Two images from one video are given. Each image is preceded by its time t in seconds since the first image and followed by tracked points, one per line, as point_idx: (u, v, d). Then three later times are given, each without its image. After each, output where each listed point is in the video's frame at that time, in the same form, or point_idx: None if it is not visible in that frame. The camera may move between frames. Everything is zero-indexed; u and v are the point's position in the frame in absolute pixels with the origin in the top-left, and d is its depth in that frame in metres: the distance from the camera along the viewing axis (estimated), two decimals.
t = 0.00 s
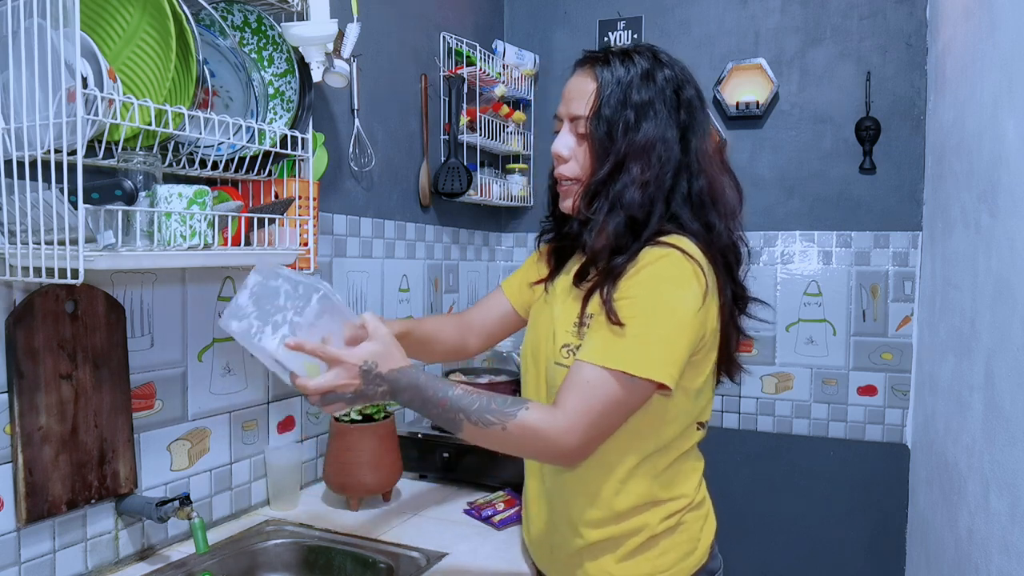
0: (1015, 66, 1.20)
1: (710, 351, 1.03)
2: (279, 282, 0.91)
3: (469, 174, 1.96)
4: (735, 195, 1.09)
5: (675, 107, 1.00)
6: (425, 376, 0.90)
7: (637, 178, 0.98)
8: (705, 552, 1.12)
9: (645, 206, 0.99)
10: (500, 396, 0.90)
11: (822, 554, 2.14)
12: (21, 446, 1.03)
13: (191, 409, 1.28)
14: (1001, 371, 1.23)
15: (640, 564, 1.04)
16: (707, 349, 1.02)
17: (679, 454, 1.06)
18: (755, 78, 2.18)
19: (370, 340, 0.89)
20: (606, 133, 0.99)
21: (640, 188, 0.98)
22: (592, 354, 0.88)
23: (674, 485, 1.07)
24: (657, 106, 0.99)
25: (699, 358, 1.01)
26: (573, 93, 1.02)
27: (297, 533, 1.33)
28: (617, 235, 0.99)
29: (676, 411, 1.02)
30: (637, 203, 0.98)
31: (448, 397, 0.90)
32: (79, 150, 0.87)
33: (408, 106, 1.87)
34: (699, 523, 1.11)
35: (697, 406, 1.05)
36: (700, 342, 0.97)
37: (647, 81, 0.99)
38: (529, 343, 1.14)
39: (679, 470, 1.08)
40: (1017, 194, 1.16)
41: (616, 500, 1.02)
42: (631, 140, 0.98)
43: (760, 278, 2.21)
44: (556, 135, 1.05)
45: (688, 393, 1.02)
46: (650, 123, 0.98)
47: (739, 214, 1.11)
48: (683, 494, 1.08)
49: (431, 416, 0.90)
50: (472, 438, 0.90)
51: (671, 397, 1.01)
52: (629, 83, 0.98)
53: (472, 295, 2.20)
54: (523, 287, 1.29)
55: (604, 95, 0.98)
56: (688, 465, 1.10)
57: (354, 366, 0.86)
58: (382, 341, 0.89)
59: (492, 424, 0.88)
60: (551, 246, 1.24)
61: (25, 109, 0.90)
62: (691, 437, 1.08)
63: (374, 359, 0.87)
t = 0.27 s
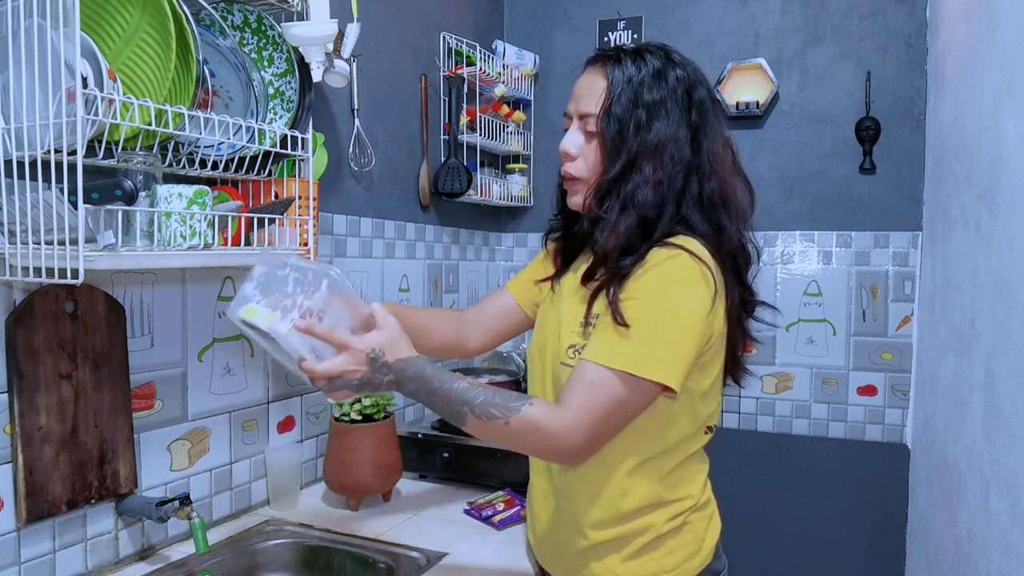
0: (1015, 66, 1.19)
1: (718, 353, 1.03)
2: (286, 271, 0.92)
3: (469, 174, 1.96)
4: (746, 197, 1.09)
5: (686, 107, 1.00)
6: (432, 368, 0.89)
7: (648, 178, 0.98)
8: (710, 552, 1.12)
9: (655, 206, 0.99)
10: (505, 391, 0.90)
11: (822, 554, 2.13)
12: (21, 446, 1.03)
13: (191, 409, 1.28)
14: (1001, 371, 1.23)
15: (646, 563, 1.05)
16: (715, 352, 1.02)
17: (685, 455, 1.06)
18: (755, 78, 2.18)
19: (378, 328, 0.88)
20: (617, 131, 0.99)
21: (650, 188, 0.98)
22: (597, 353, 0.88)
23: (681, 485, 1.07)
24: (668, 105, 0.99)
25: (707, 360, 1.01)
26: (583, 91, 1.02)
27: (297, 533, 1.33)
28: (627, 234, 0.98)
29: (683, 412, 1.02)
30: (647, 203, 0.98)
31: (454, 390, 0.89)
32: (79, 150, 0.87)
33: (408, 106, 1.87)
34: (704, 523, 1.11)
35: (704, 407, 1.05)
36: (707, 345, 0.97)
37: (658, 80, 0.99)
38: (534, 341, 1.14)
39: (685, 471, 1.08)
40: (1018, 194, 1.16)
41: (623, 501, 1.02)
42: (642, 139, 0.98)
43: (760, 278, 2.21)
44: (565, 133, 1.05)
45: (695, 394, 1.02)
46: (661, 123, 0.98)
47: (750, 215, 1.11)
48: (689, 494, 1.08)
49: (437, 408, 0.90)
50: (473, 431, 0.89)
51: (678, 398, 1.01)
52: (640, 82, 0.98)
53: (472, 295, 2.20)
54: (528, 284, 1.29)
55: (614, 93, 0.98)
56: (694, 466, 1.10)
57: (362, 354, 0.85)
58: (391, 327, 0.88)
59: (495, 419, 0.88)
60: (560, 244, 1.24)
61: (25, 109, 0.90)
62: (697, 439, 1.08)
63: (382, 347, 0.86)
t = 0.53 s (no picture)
0: (1015, 66, 1.19)
1: (724, 358, 1.03)
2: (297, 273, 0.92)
3: (469, 174, 1.96)
4: (755, 198, 1.09)
5: (693, 109, 1.00)
6: (437, 370, 0.89)
7: (655, 182, 0.98)
8: (710, 552, 1.12)
9: (662, 210, 0.99)
10: (510, 393, 0.90)
11: (822, 554, 2.13)
12: (21, 446, 1.03)
13: (191, 409, 1.28)
14: (1001, 371, 1.23)
15: (647, 563, 1.04)
16: (721, 356, 1.02)
17: (688, 457, 1.06)
18: (755, 78, 2.18)
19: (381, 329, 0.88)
20: (624, 135, 0.98)
21: (657, 192, 0.98)
22: (604, 356, 0.88)
23: (682, 486, 1.07)
24: (675, 108, 0.99)
25: (713, 365, 1.01)
26: (589, 95, 1.02)
27: (297, 533, 1.33)
28: (635, 239, 0.98)
29: (688, 415, 1.02)
30: (654, 207, 0.98)
31: (459, 392, 0.89)
32: (78, 150, 0.87)
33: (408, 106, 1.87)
34: (704, 523, 1.11)
35: (709, 410, 1.05)
36: (713, 351, 0.97)
37: (664, 82, 0.99)
38: (537, 341, 1.14)
39: (688, 472, 1.08)
40: (1018, 195, 1.16)
41: (625, 501, 1.02)
42: (649, 143, 0.98)
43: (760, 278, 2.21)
44: (572, 137, 1.05)
45: (700, 399, 1.02)
46: (668, 126, 0.98)
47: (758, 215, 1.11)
48: (690, 495, 1.08)
49: (441, 410, 0.90)
50: (478, 432, 0.89)
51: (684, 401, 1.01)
52: (646, 84, 0.98)
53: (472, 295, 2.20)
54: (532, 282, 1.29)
55: (621, 96, 0.98)
56: (696, 467, 1.10)
57: (365, 355, 0.85)
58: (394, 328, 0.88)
59: (500, 421, 0.88)
60: (564, 242, 1.24)
61: (25, 109, 0.90)
62: (701, 442, 1.08)
63: (385, 348, 0.86)
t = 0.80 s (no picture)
0: (1015, 66, 1.19)
1: (724, 357, 1.02)
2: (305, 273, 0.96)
3: (469, 174, 1.96)
4: (755, 197, 1.08)
5: (692, 109, 1.00)
6: (436, 367, 0.89)
7: (655, 182, 0.98)
8: (709, 553, 1.12)
9: (661, 210, 0.99)
10: (508, 391, 0.90)
11: (822, 554, 2.13)
12: (21, 446, 1.03)
13: (191, 409, 1.28)
14: (1001, 371, 1.22)
15: (645, 562, 1.04)
16: (722, 355, 1.01)
17: (689, 457, 1.06)
18: (755, 78, 2.18)
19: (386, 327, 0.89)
20: (623, 137, 0.98)
21: (657, 192, 0.98)
22: (601, 355, 0.88)
23: (681, 486, 1.07)
24: (673, 108, 0.98)
25: (713, 365, 1.01)
26: (589, 97, 1.02)
27: (298, 533, 1.33)
28: (634, 239, 0.98)
29: (687, 414, 1.02)
30: (654, 208, 0.98)
31: (457, 389, 0.89)
32: (79, 150, 0.87)
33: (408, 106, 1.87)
34: (704, 524, 1.11)
35: (709, 410, 1.05)
36: (712, 350, 0.97)
37: (663, 83, 0.99)
38: (541, 341, 1.14)
39: (687, 472, 1.07)
40: (1018, 195, 1.16)
41: (624, 499, 1.02)
42: (647, 143, 0.98)
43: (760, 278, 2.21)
44: (573, 139, 1.05)
45: (700, 399, 1.02)
46: (667, 127, 0.98)
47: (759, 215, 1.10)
48: (690, 496, 1.08)
49: (439, 407, 0.90)
50: (476, 431, 0.90)
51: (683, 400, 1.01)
52: (644, 85, 0.98)
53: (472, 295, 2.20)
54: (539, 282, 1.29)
55: (620, 97, 0.98)
56: (696, 468, 1.10)
57: (369, 351, 0.86)
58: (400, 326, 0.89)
59: (497, 418, 0.88)
60: (568, 243, 1.24)
61: (25, 108, 0.90)
62: (701, 442, 1.07)
63: (389, 346, 0.87)
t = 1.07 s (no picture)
0: (1015, 66, 1.19)
1: (726, 358, 1.02)
2: (302, 298, 0.95)
3: (469, 174, 1.96)
4: (755, 197, 1.08)
5: (691, 109, 1.00)
6: (434, 382, 0.90)
7: (652, 182, 0.98)
8: (707, 554, 1.12)
9: (659, 210, 0.99)
10: (507, 399, 0.91)
11: (822, 554, 2.13)
12: (21, 446, 1.03)
13: (191, 409, 1.28)
14: (1001, 371, 1.22)
15: (644, 563, 1.04)
16: (724, 356, 1.01)
17: (689, 458, 1.06)
18: (755, 78, 2.18)
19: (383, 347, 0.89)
20: (621, 137, 0.99)
21: (654, 192, 0.98)
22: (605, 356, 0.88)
23: (681, 487, 1.07)
24: (672, 109, 0.98)
25: (716, 365, 1.01)
26: (589, 97, 1.03)
27: (297, 533, 1.33)
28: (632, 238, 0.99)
29: (689, 415, 1.02)
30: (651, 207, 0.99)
31: (456, 402, 0.89)
32: (78, 150, 0.87)
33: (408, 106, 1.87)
34: (703, 524, 1.11)
35: (710, 411, 1.05)
36: (715, 350, 0.97)
37: (662, 83, 0.99)
38: (542, 341, 1.14)
39: (687, 473, 1.08)
40: (1018, 194, 1.16)
41: (623, 500, 1.02)
42: (645, 143, 0.98)
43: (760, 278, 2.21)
44: (572, 139, 1.05)
45: (702, 400, 1.02)
46: (665, 127, 0.98)
47: (760, 215, 1.10)
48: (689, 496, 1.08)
49: (440, 422, 0.90)
50: (479, 439, 0.90)
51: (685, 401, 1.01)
52: (643, 85, 0.98)
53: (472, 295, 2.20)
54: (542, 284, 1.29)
55: (618, 97, 0.98)
56: (696, 469, 1.10)
57: (369, 373, 0.86)
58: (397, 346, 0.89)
59: (499, 427, 0.89)
60: (571, 244, 1.24)
61: (25, 108, 0.90)
62: (701, 442, 1.07)
63: (388, 366, 0.87)
